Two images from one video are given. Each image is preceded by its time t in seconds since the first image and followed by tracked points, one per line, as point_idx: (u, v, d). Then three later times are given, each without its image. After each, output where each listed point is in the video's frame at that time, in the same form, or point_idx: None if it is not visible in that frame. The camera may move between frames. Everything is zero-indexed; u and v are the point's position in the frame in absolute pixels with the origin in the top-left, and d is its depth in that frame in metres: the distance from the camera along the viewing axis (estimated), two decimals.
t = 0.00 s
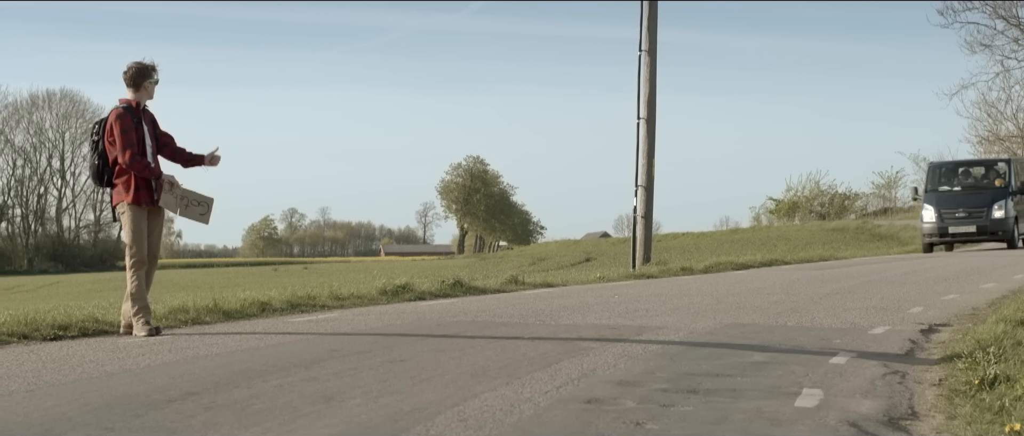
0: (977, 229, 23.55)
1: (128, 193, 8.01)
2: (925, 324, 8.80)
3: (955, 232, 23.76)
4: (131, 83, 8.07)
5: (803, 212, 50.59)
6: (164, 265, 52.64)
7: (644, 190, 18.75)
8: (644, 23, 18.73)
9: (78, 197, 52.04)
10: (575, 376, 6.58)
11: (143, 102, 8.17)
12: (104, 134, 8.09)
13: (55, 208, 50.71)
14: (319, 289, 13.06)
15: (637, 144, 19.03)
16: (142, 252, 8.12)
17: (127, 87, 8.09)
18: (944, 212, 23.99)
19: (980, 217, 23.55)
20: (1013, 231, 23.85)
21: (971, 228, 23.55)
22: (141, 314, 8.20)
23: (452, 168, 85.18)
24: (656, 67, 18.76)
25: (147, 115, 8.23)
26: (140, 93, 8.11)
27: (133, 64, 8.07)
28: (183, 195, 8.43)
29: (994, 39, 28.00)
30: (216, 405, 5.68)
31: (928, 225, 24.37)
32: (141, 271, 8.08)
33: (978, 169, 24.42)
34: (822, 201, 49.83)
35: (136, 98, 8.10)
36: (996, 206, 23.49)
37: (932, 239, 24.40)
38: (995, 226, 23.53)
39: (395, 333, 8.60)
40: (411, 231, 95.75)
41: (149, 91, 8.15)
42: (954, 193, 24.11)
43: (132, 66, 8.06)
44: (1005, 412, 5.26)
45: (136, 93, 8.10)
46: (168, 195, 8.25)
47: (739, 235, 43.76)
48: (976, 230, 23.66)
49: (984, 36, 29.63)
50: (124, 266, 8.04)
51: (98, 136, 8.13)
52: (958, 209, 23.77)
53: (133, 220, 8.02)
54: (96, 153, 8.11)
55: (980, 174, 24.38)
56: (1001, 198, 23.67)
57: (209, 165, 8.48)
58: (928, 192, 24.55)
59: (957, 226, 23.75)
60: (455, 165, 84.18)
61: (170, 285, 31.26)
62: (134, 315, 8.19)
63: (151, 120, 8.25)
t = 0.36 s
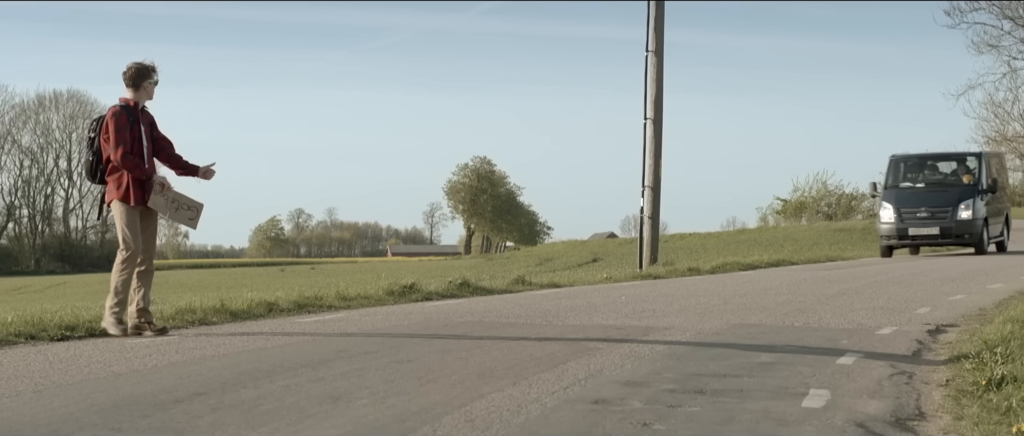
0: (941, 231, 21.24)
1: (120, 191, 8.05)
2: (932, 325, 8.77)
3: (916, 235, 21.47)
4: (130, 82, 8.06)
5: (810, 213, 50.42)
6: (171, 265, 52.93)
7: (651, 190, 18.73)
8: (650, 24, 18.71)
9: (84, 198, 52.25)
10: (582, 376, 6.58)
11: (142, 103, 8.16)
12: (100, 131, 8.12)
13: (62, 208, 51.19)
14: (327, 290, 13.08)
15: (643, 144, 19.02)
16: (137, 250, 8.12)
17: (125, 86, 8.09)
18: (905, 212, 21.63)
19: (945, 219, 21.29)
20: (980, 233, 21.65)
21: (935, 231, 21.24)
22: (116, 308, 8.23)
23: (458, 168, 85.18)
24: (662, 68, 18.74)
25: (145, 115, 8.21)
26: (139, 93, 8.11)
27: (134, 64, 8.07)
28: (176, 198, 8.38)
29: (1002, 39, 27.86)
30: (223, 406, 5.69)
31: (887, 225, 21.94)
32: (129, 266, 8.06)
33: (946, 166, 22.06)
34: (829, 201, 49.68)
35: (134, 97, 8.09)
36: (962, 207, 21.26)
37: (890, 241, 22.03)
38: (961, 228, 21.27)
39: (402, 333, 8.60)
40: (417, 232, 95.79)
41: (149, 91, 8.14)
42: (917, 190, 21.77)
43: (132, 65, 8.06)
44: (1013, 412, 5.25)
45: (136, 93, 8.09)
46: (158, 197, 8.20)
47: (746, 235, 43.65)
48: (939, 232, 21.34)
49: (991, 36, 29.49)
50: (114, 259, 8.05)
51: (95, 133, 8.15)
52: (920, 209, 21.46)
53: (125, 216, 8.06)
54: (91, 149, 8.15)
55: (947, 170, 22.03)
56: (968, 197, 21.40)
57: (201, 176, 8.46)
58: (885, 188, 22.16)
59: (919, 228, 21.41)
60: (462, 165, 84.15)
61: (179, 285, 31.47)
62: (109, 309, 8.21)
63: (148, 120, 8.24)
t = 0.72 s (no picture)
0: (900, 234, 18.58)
1: (121, 193, 8.11)
2: (947, 326, 8.73)
3: (874, 239, 18.85)
4: (129, 83, 8.13)
5: (825, 214, 50.22)
6: (188, 265, 53.07)
7: (666, 191, 18.70)
8: (665, 25, 18.69)
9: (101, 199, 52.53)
10: (598, 377, 6.58)
11: (142, 103, 8.24)
12: (100, 133, 8.18)
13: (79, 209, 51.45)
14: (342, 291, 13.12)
15: (658, 144, 18.99)
16: (126, 254, 8.19)
17: (125, 87, 8.17)
18: (860, 212, 18.97)
19: (907, 220, 18.65)
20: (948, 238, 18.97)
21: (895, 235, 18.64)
22: (116, 315, 8.29)
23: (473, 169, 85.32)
24: (677, 68, 18.72)
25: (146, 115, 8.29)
26: (138, 94, 8.18)
27: (133, 64, 8.14)
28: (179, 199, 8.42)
29: (1018, 40, 27.68)
30: (239, 406, 5.73)
31: (839, 227, 19.31)
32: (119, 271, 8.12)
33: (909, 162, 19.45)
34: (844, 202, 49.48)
35: (134, 97, 8.17)
36: (926, 207, 18.60)
37: (843, 246, 19.34)
38: (924, 231, 18.59)
39: (418, 334, 8.63)
40: (431, 232, 95.86)
41: (147, 91, 8.22)
42: (876, 188, 19.13)
43: (131, 65, 8.14)
44: None
45: (134, 93, 8.17)
46: (161, 198, 8.25)
47: (761, 235, 43.51)
48: (898, 236, 18.69)
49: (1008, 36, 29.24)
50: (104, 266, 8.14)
51: (95, 134, 8.21)
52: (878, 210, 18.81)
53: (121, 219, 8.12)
54: (91, 151, 8.21)
55: (911, 166, 19.41)
56: (933, 195, 18.75)
57: (203, 173, 8.52)
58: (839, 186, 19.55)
59: (875, 231, 18.78)
60: (476, 166, 84.27)
61: (196, 286, 31.59)
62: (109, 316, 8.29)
63: (148, 121, 8.30)
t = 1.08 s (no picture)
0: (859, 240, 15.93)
1: (141, 195, 8.24)
2: (980, 326, 8.65)
3: (828, 244, 16.15)
4: (149, 84, 8.24)
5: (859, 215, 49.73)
6: (220, 266, 53.58)
7: (696, 192, 18.64)
8: (695, 25, 18.65)
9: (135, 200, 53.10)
10: (629, 378, 6.60)
11: (161, 104, 8.35)
12: (120, 133, 8.27)
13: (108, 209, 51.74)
14: (374, 291, 13.22)
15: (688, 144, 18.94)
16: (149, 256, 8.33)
17: (144, 88, 8.27)
18: (811, 213, 16.31)
19: (867, 223, 15.99)
20: (916, 242, 16.31)
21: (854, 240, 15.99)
22: (146, 315, 8.43)
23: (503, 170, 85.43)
24: (708, 68, 18.65)
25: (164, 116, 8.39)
26: (158, 95, 8.29)
27: (152, 66, 8.24)
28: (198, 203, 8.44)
29: None
30: (271, 407, 5.81)
31: (788, 231, 16.58)
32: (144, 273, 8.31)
33: (873, 155, 16.79)
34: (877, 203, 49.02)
35: (153, 99, 8.27)
36: (889, 206, 15.96)
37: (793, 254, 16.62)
38: (887, 236, 15.88)
39: (449, 334, 8.68)
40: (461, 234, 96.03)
41: (167, 92, 8.32)
42: (831, 185, 16.48)
43: (151, 67, 8.24)
44: None
45: (154, 95, 8.28)
46: (180, 202, 8.33)
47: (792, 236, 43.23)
48: (857, 241, 16.03)
49: None
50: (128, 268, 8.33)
51: (115, 135, 8.30)
52: (833, 210, 16.14)
53: (143, 220, 8.27)
54: (111, 152, 8.31)
55: (875, 160, 16.75)
56: (898, 193, 16.08)
57: (223, 171, 8.64)
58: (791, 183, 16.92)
59: (829, 235, 16.11)
60: (507, 168, 84.38)
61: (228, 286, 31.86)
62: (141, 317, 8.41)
63: (167, 121, 8.41)
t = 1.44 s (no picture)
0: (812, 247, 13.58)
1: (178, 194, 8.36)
2: None
3: (777, 252, 13.75)
4: (194, 87, 8.46)
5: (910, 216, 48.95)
6: (268, 268, 54.28)
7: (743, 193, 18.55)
8: (742, 26, 18.55)
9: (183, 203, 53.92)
10: (676, 380, 6.61)
11: (205, 107, 8.53)
12: (162, 135, 8.43)
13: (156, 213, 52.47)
14: (421, 293, 13.33)
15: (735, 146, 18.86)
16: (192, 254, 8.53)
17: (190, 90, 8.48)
18: (758, 214, 13.91)
19: (823, 227, 13.61)
20: (881, 249, 13.91)
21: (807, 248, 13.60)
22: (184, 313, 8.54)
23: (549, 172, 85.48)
24: (755, 70, 18.51)
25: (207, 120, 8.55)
26: (202, 98, 8.48)
27: (197, 69, 8.47)
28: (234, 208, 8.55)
29: None
30: (319, 409, 5.91)
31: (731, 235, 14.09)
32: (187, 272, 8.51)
33: (834, 146, 14.44)
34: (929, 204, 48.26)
35: (196, 100, 8.45)
36: (850, 207, 13.59)
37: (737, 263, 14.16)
38: (847, 243, 13.52)
39: (495, 336, 8.75)
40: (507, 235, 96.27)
41: (210, 95, 8.52)
42: (782, 181, 14.12)
43: (195, 70, 8.48)
44: None
45: (198, 97, 8.47)
46: (215, 204, 8.42)
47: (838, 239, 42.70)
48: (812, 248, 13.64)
49: None
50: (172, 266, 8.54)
51: (158, 136, 8.47)
52: (784, 212, 13.75)
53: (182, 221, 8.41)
54: (153, 153, 8.48)
55: (837, 153, 14.38)
56: (862, 192, 13.72)
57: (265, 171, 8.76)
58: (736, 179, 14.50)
59: (779, 242, 13.72)
60: (553, 170, 84.40)
61: (274, 289, 32.29)
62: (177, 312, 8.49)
63: (210, 126, 8.56)
